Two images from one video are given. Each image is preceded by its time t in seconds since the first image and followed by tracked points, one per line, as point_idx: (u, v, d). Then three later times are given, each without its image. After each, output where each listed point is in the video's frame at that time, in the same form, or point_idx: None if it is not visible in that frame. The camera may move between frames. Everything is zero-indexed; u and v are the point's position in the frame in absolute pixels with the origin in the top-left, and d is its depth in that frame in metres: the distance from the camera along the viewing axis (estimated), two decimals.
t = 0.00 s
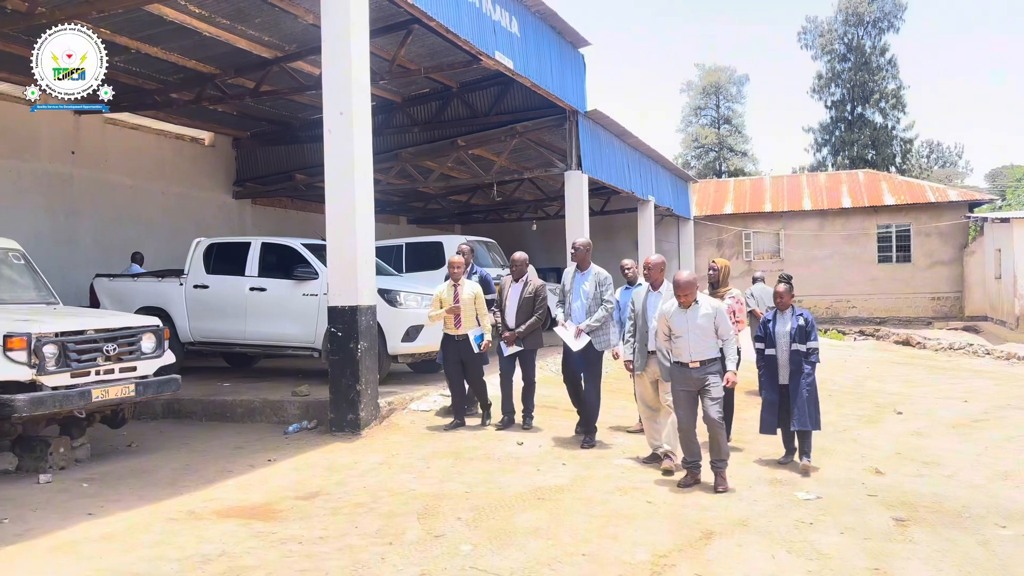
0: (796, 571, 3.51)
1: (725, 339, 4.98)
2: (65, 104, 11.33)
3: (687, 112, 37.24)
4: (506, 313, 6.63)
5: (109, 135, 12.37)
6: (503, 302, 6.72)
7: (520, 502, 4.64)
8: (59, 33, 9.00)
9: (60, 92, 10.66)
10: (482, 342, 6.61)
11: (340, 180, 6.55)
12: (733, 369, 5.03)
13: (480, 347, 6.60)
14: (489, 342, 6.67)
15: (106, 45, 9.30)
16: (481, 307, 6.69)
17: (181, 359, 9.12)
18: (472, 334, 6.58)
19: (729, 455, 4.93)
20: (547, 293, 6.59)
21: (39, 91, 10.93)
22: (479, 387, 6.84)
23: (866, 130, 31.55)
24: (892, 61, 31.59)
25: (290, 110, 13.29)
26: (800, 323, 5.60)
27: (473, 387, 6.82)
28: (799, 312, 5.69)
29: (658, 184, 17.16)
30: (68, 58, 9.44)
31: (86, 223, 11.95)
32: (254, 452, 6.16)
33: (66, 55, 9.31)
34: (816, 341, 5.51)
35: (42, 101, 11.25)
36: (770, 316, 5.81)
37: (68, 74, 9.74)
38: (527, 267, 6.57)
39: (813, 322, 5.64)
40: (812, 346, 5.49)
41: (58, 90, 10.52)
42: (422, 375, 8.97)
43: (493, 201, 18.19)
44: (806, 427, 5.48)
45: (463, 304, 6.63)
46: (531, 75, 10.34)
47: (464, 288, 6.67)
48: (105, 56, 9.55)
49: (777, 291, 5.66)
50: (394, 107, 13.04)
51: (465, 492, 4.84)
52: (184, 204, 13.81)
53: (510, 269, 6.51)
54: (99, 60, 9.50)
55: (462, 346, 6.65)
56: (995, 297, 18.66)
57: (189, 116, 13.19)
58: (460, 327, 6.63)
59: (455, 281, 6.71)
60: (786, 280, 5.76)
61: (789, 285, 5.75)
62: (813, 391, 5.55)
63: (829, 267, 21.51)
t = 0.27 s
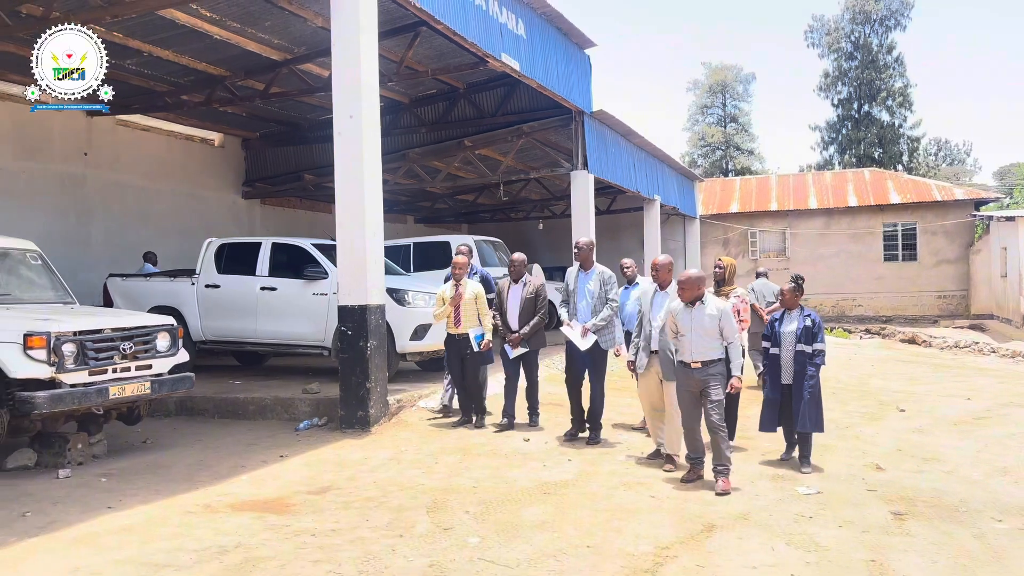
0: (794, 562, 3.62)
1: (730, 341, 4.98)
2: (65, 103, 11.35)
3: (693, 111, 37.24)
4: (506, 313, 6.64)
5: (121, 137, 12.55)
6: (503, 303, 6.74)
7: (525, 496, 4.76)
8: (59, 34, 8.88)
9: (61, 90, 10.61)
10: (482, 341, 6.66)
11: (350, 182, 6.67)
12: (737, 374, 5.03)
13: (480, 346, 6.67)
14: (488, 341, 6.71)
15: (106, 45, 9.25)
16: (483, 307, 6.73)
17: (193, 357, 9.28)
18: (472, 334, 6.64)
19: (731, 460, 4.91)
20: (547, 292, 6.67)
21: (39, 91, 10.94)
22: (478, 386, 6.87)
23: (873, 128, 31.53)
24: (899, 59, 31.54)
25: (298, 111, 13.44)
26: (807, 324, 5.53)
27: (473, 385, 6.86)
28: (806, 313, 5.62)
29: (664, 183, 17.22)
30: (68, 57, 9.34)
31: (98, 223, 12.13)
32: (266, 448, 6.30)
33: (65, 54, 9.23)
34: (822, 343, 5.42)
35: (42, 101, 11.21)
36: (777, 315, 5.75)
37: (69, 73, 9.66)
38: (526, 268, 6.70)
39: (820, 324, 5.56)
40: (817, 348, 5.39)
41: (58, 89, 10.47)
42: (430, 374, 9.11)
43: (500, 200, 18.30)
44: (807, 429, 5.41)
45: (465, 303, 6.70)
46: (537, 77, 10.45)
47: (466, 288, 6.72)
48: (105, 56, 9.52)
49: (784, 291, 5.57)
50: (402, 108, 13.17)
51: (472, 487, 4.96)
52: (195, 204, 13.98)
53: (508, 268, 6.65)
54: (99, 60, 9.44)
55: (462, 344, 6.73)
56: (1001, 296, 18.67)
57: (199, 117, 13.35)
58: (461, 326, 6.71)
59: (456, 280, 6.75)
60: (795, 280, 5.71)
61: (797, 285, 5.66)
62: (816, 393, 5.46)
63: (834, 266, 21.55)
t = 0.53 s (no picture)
0: (795, 553, 3.72)
1: (739, 339, 4.97)
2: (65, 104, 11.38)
3: (699, 110, 37.26)
4: (506, 311, 6.65)
5: (132, 139, 12.71)
6: (503, 302, 6.75)
7: (533, 490, 4.87)
8: (58, 34, 8.81)
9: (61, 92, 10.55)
10: (482, 342, 6.70)
11: (360, 184, 6.80)
12: (747, 372, 4.97)
13: (480, 347, 6.72)
14: (490, 342, 6.74)
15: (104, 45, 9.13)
16: (485, 308, 6.81)
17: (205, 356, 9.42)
18: (473, 334, 6.70)
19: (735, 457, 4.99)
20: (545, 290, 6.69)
21: (39, 91, 10.85)
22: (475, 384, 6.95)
23: (879, 127, 31.51)
24: (905, 58, 31.51)
25: (307, 112, 13.58)
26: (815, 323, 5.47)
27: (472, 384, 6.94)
28: (815, 310, 5.55)
29: (669, 182, 17.28)
30: (68, 58, 9.24)
31: (110, 224, 12.30)
32: (279, 444, 6.42)
33: (65, 54, 9.18)
34: (831, 341, 5.36)
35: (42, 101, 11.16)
36: (786, 313, 5.69)
37: (68, 74, 9.62)
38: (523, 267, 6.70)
39: (828, 322, 5.50)
40: (826, 346, 5.33)
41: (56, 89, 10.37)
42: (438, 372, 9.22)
43: (507, 200, 18.42)
44: (817, 428, 5.35)
45: (466, 304, 6.79)
46: (543, 78, 10.56)
47: (470, 288, 6.82)
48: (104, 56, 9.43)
49: (792, 288, 5.52)
50: (410, 109, 13.30)
51: (481, 481, 5.08)
52: (205, 204, 14.14)
53: (505, 267, 6.65)
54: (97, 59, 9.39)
55: (462, 342, 6.91)
56: (1007, 294, 18.69)
57: (209, 119, 13.51)
58: (462, 326, 6.84)
59: (461, 280, 6.85)
60: (806, 279, 5.65)
61: (807, 283, 5.61)
62: (826, 393, 5.40)
63: (840, 265, 21.59)
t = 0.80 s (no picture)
0: (799, 542, 3.85)
1: (750, 337, 5.01)
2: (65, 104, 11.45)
3: (706, 109, 37.30)
4: (511, 311, 6.65)
5: (145, 140, 12.91)
6: (506, 301, 6.77)
7: (544, 483, 5.01)
8: (59, 33, 9.12)
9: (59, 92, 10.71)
10: (484, 343, 6.72)
11: (373, 185, 6.95)
12: (754, 367, 4.96)
13: (480, 348, 6.73)
14: (491, 344, 6.74)
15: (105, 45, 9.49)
16: (487, 309, 6.84)
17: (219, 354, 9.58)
18: (474, 336, 6.71)
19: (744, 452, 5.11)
20: (548, 288, 6.61)
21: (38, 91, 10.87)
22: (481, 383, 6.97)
23: (886, 126, 31.51)
24: (912, 57, 31.51)
25: (317, 113, 13.75)
26: (822, 322, 5.37)
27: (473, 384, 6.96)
28: (820, 310, 5.46)
29: (676, 182, 17.37)
30: (67, 57, 9.55)
31: (124, 224, 12.49)
32: (294, 439, 6.58)
33: (65, 54, 9.50)
34: (837, 342, 5.30)
35: (41, 102, 11.23)
36: (790, 312, 5.57)
37: (69, 74, 9.88)
38: (528, 265, 6.67)
39: (834, 322, 5.43)
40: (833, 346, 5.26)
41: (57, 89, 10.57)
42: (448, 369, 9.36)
43: (515, 200, 18.55)
44: (825, 426, 5.37)
45: (470, 303, 6.89)
46: (551, 80, 10.69)
47: (474, 288, 6.93)
48: (105, 56, 9.70)
49: (799, 288, 5.46)
50: (419, 110, 13.44)
51: (493, 475, 5.21)
52: (217, 204, 14.32)
53: (510, 265, 6.65)
54: (96, 58, 9.61)
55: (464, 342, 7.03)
56: (1013, 293, 18.74)
57: (221, 120, 13.69)
58: (465, 326, 6.87)
59: (467, 280, 6.98)
60: (812, 280, 5.62)
61: (812, 283, 5.55)
62: (832, 392, 5.38)
63: (846, 264, 21.64)
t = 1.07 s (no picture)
0: (800, 534, 3.97)
1: (753, 338, 5.03)
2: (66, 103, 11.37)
3: (711, 109, 37.36)
4: (515, 312, 6.59)
5: (157, 140, 13.08)
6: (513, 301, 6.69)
7: (551, 478, 5.14)
8: (58, 34, 9.03)
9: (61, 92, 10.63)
10: (484, 343, 6.77)
11: (383, 186, 7.09)
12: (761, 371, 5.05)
13: (481, 348, 6.78)
14: (492, 344, 6.79)
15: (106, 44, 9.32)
16: (490, 309, 6.90)
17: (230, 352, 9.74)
18: (474, 335, 6.76)
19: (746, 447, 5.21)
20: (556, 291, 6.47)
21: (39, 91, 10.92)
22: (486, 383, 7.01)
23: (892, 126, 31.53)
24: (918, 57, 31.51)
25: (326, 114, 13.91)
26: (822, 321, 5.44)
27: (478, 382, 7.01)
28: (819, 309, 5.54)
29: (681, 182, 17.48)
30: (68, 57, 9.40)
31: (136, 223, 12.67)
32: (307, 434, 6.72)
33: (65, 55, 9.35)
34: (838, 340, 5.40)
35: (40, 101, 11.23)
36: (789, 312, 5.61)
37: (69, 75, 9.70)
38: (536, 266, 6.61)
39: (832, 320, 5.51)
40: (835, 345, 5.34)
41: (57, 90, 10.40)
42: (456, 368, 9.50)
43: (521, 200, 18.67)
44: (828, 423, 5.50)
45: (473, 303, 6.91)
46: (558, 81, 10.82)
47: (478, 287, 6.93)
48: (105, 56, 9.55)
49: (800, 289, 5.48)
50: (427, 111, 13.59)
51: (501, 470, 5.34)
52: (227, 204, 14.49)
53: (520, 265, 6.63)
54: (98, 59, 9.48)
55: (467, 341, 7.07)
56: (1018, 294, 18.79)
57: (231, 121, 13.86)
58: (468, 325, 6.92)
59: (471, 279, 6.99)
60: (810, 280, 5.69)
61: (810, 282, 5.62)
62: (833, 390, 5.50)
63: (851, 264, 21.71)
